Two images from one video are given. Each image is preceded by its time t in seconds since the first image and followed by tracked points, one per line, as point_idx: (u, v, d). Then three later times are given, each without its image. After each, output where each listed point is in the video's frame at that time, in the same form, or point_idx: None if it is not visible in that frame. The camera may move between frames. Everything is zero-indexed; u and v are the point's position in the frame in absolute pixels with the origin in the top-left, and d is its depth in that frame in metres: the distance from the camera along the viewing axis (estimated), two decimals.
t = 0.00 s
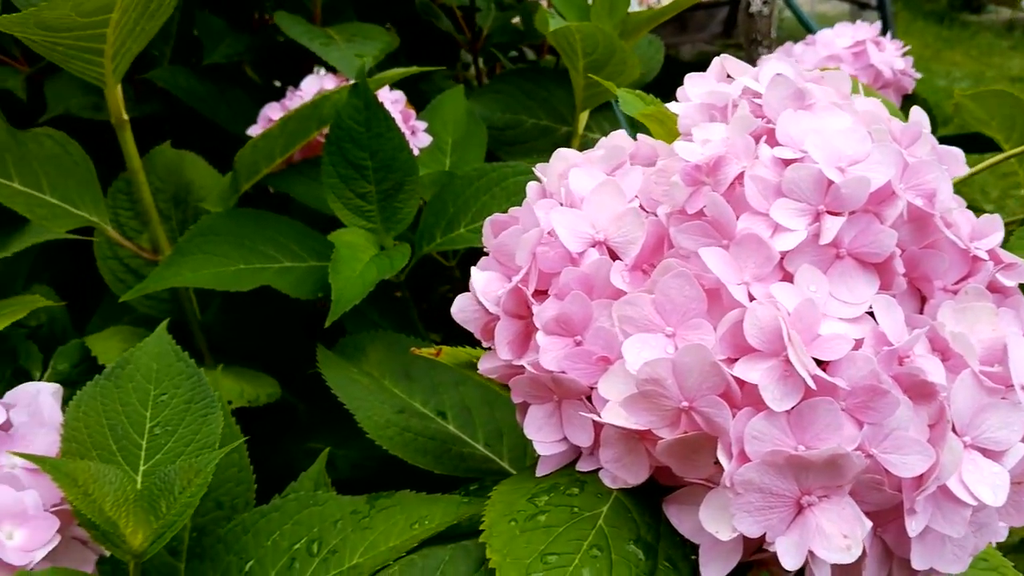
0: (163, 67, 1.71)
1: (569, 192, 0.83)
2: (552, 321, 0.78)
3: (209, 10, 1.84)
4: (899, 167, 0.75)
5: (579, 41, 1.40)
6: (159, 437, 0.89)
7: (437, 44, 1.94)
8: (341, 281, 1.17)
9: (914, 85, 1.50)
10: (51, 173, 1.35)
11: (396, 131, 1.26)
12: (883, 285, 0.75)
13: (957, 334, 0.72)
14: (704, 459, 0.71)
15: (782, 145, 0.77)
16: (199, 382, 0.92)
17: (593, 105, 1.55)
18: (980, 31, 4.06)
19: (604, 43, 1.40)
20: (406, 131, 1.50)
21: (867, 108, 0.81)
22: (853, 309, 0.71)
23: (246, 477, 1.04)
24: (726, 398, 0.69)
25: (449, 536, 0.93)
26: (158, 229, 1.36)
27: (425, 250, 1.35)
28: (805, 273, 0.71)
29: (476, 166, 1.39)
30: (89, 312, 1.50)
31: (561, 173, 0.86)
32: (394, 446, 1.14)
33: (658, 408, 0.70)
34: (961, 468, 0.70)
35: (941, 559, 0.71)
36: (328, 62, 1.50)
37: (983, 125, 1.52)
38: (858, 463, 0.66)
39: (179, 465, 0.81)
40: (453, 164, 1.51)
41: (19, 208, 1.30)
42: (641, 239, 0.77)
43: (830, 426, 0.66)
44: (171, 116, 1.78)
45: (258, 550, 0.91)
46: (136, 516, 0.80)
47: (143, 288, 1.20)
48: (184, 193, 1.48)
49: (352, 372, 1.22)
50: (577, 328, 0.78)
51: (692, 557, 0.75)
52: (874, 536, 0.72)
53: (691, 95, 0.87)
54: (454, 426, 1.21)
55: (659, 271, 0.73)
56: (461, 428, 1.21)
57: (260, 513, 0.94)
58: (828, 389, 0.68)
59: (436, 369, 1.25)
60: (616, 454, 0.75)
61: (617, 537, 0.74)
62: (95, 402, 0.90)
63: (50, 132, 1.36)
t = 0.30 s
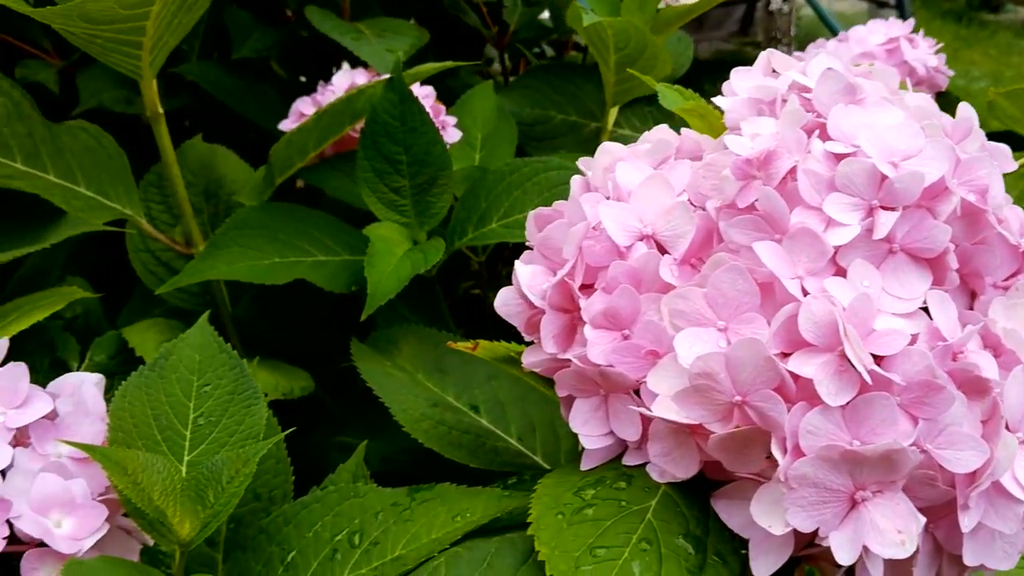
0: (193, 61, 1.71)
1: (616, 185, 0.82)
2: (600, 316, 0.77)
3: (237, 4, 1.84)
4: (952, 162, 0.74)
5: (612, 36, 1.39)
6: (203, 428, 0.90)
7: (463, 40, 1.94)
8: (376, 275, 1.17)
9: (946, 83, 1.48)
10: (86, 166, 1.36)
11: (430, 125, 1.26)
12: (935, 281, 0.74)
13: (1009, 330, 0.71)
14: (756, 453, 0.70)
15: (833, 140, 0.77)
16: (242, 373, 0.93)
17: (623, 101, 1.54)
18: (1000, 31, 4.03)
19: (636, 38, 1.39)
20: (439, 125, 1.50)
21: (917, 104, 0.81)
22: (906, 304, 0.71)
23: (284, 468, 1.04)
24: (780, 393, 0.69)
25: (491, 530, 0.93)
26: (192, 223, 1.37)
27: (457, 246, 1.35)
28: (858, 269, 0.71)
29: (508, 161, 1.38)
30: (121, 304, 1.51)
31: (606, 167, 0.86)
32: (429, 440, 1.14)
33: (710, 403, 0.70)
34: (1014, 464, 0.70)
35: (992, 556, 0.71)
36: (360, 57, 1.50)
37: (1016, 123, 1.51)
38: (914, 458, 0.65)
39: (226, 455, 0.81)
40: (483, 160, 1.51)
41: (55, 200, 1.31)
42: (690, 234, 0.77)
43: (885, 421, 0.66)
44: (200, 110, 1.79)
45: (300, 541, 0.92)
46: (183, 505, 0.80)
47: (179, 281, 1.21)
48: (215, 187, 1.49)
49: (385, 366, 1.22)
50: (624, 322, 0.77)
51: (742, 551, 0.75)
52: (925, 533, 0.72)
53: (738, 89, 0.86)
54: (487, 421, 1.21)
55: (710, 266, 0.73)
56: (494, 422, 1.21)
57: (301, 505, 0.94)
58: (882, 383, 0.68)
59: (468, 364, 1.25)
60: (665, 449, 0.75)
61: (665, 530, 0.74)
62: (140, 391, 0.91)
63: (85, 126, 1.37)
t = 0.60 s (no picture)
0: (227, 52, 1.72)
1: (673, 174, 0.82)
2: (656, 304, 0.77)
3: None
4: (1015, 152, 0.74)
5: (650, 29, 1.39)
6: (253, 413, 0.90)
7: (494, 33, 1.94)
8: (418, 265, 1.17)
9: (986, 78, 1.47)
10: (126, 155, 1.36)
11: (471, 116, 1.25)
12: (996, 272, 0.74)
13: None
14: (816, 443, 0.70)
15: (894, 129, 0.77)
16: (291, 359, 0.93)
17: (658, 94, 1.54)
18: None
19: (675, 30, 1.39)
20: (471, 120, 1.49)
21: (978, 95, 0.80)
22: (969, 295, 0.71)
23: (326, 455, 1.04)
24: (843, 382, 0.69)
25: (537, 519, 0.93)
26: (230, 211, 1.38)
27: (494, 237, 1.34)
28: (921, 259, 0.70)
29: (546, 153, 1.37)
30: (156, 293, 1.51)
31: (659, 156, 0.86)
32: (470, 429, 1.14)
33: (771, 392, 0.70)
34: None
35: None
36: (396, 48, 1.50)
37: None
38: (979, 449, 0.65)
39: (280, 440, 0.82)
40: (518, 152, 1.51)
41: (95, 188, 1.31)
42: (748, 222, 0.77)
43: (950, 411, 0.66)
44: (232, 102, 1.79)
45: (347, 527, 0.92)
46: (237, 490, 0.80)
47: (221, 270, 1.21)
48: (251, 177, 1.49)
49: (424, 356, 1.22)
50: (681, 311, 0.77)
51: (799, 541, 0.75)
52: (983, 524, 0.72)
53: (794, 79, 0.87)
54: (526, 412, 1.21)
55: (771, 255, 0.73)
56: (532, 413, 1.21)
57: (347, 491, 0.94)
58: (947, 373, 0.68)
59: (506, 355, 1.25)
60: (722, 438, 0.74)
61: (722, 520, 0.73)
62: (191, 376, 0.91)
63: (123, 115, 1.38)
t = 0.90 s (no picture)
0: (258, 46, 1.73)
1: (722, 166, 0.82)
2: (706, 296, 0.77)
3: None
4: None
5: (684, 24, 1.39)
6: (299, 401, 0.91)
7: (522, 29, 1.94)
8: (454, 257, 1.17)
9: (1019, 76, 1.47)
10: (164, 146, 1.38)
11: (507, 110, 1.24)
12: None
13: None
14: (869, 436, 0.70)
15: (947, 122, 0.77)
16: (336, 348, 0.95)
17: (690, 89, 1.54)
18: None
19: (709, 25, 1.39)
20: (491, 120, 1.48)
21: None
22: None
23: (365, 446, 1.02)
24: (899, 374, 0.68)
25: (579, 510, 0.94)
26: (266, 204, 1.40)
27: (527, 231, 1.34)
28: (975, 252, 0.70)
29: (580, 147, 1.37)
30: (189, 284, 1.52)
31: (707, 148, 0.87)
32: (507, 421, 1.15)
33: (825, 383, 0.70)
34: None
35: None
36: (430, 42, 1.50)
37: None
38: None
39: (328, 427, 0.83)
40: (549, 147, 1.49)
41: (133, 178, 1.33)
42: (800, 215, 0.77)
43: (1006, 404, 0.66)
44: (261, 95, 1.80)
45: (391, 516, 0.92)
46: (287, 476, 0.81)
47: (260, 260, 1.22)
48: (285, 170, 1.50)
49: (460, 348, 1.23)
50: (731, 303, 0.77)
51: (851, 533, 0.74)
52: None
53: (843, 72, 0.89)
54: (560, 404, 1.21)
55: (825, 247, 0.74)
56: (567, 406, 1.21)
57: (390, 480, 0.95)
58: (1002, 366, 0.68)
59: (540, 348, 1.25)
60: (772, 430, 0.75)
61: (773, 511, 0.73)
62: (239, 364, 0.92)
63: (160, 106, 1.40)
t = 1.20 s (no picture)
0: (293, 40, 1.73)
1: (785, 159, 0.82)
2: (769, 290, 0.77)
3: None
4: None
5: (725, 19, 1.38)
6: (350, 393, 0.91)
7: (554, 24, 1.94)
8: (498, 251, 1.16)
9: None
10: (204, 138, 1.39)
11: (550, 103, 1.23)
12: None
13: None
14: (938, 432, 0.70)
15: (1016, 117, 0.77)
16: (386, 341, 0.94)
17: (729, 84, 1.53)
18: None
19: (750, 20, 1.37)
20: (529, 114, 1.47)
21: None
22: None
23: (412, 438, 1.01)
24: (971, 370, 0.67)
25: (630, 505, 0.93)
26: (305, 196, 1.40)
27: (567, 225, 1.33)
28: None
29: (621, 141, 1.36)
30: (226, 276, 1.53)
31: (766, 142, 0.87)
32: (551, 416, 1.14)
33: (894, 378, 0.69)
34: None
35: None
36: (468, 35, 1.49)
37: None
38: None
39: (384, 419, 0.82)
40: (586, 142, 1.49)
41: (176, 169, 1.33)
42: (866, 209, 0.76)
43: None
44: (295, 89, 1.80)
45: (441, 508, 0.91)
46: (343, 468, 0.81)
47: (302, 252, 1.22)
48: (322, 163, 1.50)
49: (501, 341, 1.23)
50: (794, 298, 0.76)
51: (916, 530, 0.74)
52: None
53: (905, 66, 0.90)
54: (602, 399, 1.20)
55: (893, 241, 0.73)
56: (608, 401, 1.20)
57: (439, 473, 0.94)
58: None
59: (580, 344, 1.25)
60: (837, 426, 0.74)
61: (838, 508, 0.73)
62: (291, 355, 0.92)
63: (200, 98, 1.41)
